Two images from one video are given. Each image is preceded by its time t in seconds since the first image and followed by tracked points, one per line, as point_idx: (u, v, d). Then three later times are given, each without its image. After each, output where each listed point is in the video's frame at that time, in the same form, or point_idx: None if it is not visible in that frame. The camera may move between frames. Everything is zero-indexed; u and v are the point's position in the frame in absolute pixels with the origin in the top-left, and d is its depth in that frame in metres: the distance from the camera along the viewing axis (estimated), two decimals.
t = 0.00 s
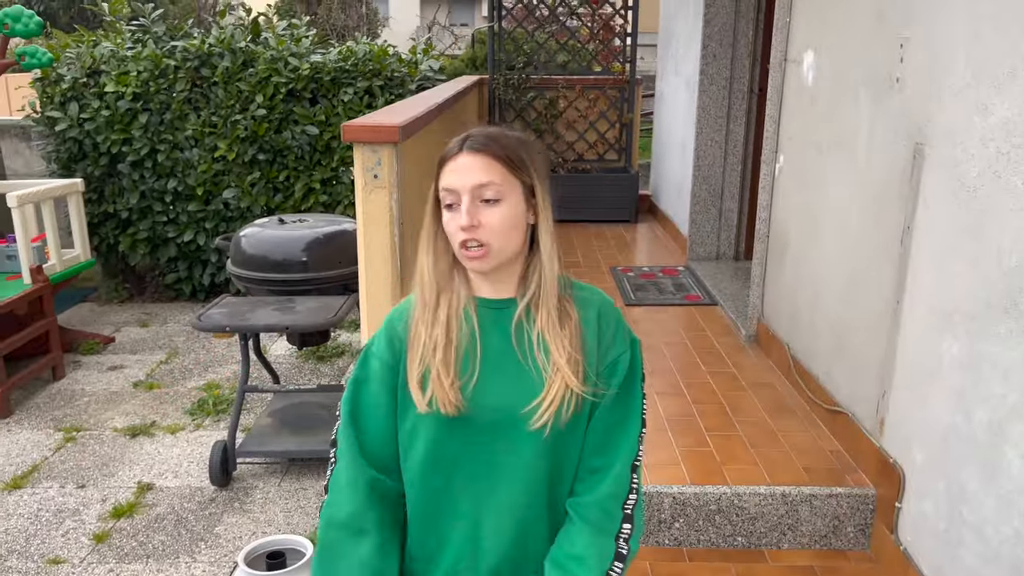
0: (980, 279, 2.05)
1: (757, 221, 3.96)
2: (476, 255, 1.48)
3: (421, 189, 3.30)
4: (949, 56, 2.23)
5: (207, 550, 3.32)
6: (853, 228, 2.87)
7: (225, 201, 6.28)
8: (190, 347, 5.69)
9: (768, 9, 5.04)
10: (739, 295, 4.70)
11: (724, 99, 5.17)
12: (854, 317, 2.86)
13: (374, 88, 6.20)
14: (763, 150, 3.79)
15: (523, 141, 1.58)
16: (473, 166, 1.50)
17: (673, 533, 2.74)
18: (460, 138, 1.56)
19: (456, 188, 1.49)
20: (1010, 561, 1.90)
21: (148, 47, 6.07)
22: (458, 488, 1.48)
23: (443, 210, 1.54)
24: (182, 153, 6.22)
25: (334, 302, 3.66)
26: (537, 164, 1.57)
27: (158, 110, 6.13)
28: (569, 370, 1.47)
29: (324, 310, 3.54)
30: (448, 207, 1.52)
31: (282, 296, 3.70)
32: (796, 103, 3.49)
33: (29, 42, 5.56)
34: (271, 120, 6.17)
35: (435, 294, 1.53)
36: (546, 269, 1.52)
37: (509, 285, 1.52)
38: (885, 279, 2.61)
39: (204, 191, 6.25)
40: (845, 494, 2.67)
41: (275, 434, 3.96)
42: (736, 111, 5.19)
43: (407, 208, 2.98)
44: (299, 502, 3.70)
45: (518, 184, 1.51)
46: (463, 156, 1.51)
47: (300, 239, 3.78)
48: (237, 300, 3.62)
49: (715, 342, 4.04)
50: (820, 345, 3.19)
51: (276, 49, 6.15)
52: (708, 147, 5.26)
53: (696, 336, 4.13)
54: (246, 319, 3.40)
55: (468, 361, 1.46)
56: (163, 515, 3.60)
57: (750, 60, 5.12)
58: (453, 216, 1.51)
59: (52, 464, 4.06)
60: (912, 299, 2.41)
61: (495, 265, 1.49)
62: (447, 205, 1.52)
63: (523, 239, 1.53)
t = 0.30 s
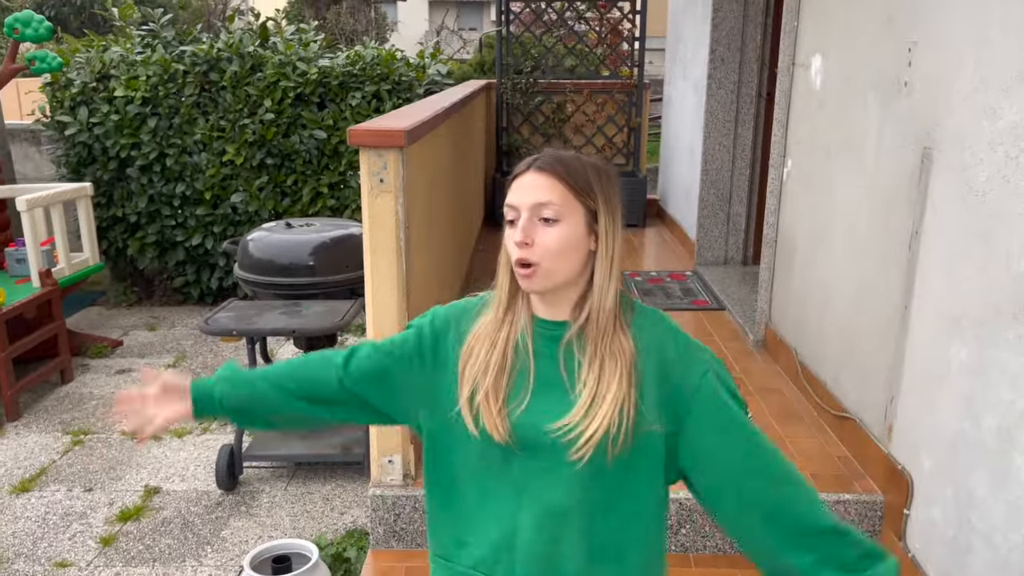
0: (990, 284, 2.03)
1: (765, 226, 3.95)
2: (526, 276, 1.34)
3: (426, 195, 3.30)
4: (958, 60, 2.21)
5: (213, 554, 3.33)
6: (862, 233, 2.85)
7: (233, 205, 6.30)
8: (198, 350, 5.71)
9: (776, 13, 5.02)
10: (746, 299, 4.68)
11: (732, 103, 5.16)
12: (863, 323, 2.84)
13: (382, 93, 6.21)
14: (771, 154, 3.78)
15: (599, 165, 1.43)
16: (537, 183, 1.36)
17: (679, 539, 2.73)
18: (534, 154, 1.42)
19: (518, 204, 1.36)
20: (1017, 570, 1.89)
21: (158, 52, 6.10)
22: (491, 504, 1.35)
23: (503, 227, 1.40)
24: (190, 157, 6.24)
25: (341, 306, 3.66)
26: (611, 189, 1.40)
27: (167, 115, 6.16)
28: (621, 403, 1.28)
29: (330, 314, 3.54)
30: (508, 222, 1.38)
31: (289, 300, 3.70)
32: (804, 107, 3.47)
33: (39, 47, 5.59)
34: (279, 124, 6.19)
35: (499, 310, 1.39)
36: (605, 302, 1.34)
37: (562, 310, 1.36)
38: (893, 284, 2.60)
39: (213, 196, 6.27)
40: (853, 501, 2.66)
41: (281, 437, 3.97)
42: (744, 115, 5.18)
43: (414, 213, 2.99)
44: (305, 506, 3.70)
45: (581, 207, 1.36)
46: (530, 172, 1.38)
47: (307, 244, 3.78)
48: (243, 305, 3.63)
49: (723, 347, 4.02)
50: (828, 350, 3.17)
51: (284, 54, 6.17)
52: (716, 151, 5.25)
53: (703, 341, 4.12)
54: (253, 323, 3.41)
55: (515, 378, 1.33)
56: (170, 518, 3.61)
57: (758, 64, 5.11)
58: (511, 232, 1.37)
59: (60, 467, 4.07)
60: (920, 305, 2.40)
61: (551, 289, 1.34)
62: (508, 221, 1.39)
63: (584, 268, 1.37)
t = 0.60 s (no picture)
0: (996, 289, 2.02)
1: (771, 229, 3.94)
2: (543, 269, 1.37)
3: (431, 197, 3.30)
4: (965, 63, 2.21)
5: (218, 555, 3.33)
6: (868, 236, 2.84)
7: (239, 206, 6.32)
8: (203, 352, 5.72)
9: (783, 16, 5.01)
10: (752, 302, 4.68)
11: (738, 106, 5.15)
12: (868, 327, 2.84)
13: (388, 95, 6.22)
14: (777, 157, 3.77)
15: (634, 155, 1.40)
16: (551, 177, 1.40)
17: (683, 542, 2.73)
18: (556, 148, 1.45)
19: (533, 199, 1.40)
20: None
21: (165, 54, 6.11)
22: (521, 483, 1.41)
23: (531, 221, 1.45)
24: (197, 159, 6.25)
25: (347, 308, 3.67)
26: (635, 179, 1.37)
27: (173, 117, 6.17)
28: (648, 408, 1.30)
29: (335, 316, 3.54)
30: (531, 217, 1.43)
31: (295, 301, 3.70)
32: (810, 110, 3.47)
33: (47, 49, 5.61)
34: (285, 126, 6.20)
35: (533, 301, 1.42)
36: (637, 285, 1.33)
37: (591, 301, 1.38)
38: (898, 288, 2.59)
39: (219, 197, 6.28)
40: (858, 505, 2.66)
41: (286, 439, 3.97)
42: (750, 118, 5.17)
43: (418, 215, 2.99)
44: (309, 507, 3.70)
45: (592, 197, 1.35)
46: (545, 167, 1.41)
47: (312, 245, 3.77)
48: (249, 306, 3.64)
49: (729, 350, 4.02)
50: (833, 353, 3.16)
51: (290, 56, 6.18)
52: (722, 154, 5.24)
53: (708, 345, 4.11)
54: (258, 325, 3.41)
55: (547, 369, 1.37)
56: (175, 519, 3.62)
57: (764, 67, 5.10)
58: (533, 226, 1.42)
59: (66, 468, 4.08)
60: (926, 309, 2.39)
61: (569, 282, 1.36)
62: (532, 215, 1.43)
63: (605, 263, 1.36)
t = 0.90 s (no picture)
0: (1001, 290, 2.02)
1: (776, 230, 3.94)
2: (534, 269, 1.53)
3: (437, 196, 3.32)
4: (971, 64, 2.21)
5: (222, 552, 3.34)
6: (873, 237, 2.84)
7: (245, 205, 6.33)
8: (208, 350, 5.73)
9: (789, 17, 5.00)
10: (757, 304, 4.67)
11: (744, 107, 5.15)
12: (872, 329, 2.84)
13: (394, 95, 6.24)
14: (783, 158, 3.77)
15: (612, 155, 1.51)
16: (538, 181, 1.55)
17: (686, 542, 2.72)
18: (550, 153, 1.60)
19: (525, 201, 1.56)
20: None
21: (172, 53, 6.13)
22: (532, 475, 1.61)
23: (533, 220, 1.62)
24: (203, 158, 6.27)
25: (352, 307, 3.68)
26: (607, 178, 1.48)
27: (180, 115, 6.19)
28: (610, 417, 1.41)
29: (340, 314, 3.55)
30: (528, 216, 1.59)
31: (299, 300, 3.71)
32: (816, 110, 3.47)
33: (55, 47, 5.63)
34: (291, 125, 6.21)
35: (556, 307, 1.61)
36: (602, 288, 1.46)
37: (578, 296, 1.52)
38: (903, 289, 2.59)
39: (225, 196, 6.30)
40: (862, 506, 2.64)
41: (290, 437, 3.98)
42: (755, 120, 5.16)
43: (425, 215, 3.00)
44: (313, 505, 3.71)
45: (565, 200, 1.49)
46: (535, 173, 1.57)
47: (318, 244, 3.79)
48: (254, 304, 3.65)
49: (733, 351, 4.01)
50: (838, 355, 3.16)
51: (297, 56, 6.20)
52: (728, 155, 5.24)
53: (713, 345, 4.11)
54: (264, 322, 3.43)
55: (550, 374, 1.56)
56: (179, 516, 3.63)
57: (770, 68, 5.09)
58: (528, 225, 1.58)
59: (71, 464, 4.10)
60: (931, 311, 2.39)
61: (556, 280, 1.52)
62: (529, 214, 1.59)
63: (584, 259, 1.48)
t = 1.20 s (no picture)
0: (1008, 292, 2.02)
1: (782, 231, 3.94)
2: (546, 234, 1.50)
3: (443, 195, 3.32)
4: (981, 66, 2.21)
5: (226, 546, 3.36)
6: (880, 240, 2.84)
7: (252, 202, 6.35)
8: (214, 345, 5.75)
9: (797, 18, 5.00)
10: (762, 305, 4.68)
11: (751, 109, 5.15)
12: (878, 331, 2.84)
13: (402, 93, 6.25)
14: (790, 159, 3.77)
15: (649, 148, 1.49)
16: (574, 148, 1.49)
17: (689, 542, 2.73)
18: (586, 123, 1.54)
19: (551, 161, 1.50)
20: None
21: (181, 49, 6.15)
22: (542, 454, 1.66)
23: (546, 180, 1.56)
24: (211, 154, 6.29)
25: (358, 304, 3.69)
26: (648, 171, 1.46)
27: (189, 112, 6.20)
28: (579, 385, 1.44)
29: (347, 311, 3.56)
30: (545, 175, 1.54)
31: (306, 297, 3.73)
32: (824, 111, 3.47)
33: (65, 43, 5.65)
34: (299, 123, 6.23)
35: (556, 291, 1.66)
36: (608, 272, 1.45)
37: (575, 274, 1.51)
38: (909, 292, 2.60)
39: (232, 192, 6.31)
40: (867, 508, 2.64)
41: (295, 433, 4.00)
42: (763, 121, 5.16)
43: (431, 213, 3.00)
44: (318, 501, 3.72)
45: (604, 179, 1.46)
46: (569, 137, 1.51)
47: (325, 241, 3.81)
48: (261, 300, 3.67)
49: (738, 352, 4.02)
50: (843, 356, 3.16)
51: (305, 53, 6.22)
52: (734, 156, 5.24)
53: (717, 345, 4.12)
54: (270, 319, 3.44)
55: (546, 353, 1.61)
56: (184, 510, 3.64)
57: (778, 70, 5.08)
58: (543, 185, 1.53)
59: (77, 458, 4.12)
60: (937, 314, 2.39)
61: (565, 254, 1.50)
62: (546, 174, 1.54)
63: (600, 241, 1.47)
